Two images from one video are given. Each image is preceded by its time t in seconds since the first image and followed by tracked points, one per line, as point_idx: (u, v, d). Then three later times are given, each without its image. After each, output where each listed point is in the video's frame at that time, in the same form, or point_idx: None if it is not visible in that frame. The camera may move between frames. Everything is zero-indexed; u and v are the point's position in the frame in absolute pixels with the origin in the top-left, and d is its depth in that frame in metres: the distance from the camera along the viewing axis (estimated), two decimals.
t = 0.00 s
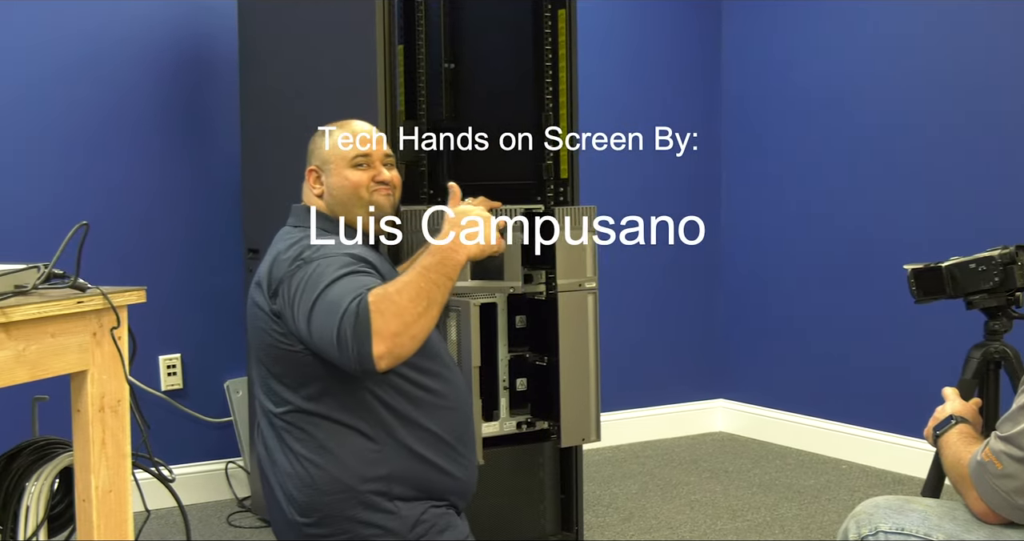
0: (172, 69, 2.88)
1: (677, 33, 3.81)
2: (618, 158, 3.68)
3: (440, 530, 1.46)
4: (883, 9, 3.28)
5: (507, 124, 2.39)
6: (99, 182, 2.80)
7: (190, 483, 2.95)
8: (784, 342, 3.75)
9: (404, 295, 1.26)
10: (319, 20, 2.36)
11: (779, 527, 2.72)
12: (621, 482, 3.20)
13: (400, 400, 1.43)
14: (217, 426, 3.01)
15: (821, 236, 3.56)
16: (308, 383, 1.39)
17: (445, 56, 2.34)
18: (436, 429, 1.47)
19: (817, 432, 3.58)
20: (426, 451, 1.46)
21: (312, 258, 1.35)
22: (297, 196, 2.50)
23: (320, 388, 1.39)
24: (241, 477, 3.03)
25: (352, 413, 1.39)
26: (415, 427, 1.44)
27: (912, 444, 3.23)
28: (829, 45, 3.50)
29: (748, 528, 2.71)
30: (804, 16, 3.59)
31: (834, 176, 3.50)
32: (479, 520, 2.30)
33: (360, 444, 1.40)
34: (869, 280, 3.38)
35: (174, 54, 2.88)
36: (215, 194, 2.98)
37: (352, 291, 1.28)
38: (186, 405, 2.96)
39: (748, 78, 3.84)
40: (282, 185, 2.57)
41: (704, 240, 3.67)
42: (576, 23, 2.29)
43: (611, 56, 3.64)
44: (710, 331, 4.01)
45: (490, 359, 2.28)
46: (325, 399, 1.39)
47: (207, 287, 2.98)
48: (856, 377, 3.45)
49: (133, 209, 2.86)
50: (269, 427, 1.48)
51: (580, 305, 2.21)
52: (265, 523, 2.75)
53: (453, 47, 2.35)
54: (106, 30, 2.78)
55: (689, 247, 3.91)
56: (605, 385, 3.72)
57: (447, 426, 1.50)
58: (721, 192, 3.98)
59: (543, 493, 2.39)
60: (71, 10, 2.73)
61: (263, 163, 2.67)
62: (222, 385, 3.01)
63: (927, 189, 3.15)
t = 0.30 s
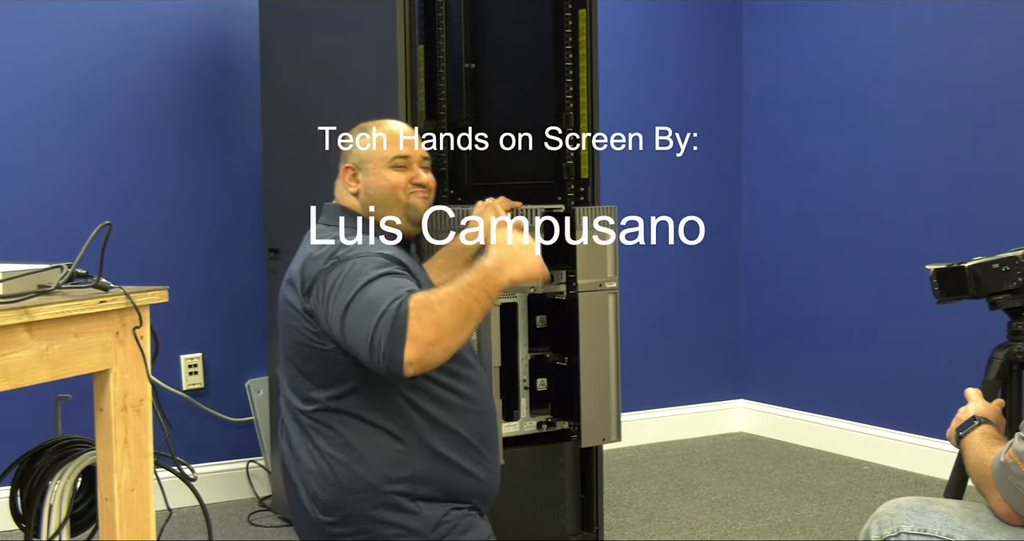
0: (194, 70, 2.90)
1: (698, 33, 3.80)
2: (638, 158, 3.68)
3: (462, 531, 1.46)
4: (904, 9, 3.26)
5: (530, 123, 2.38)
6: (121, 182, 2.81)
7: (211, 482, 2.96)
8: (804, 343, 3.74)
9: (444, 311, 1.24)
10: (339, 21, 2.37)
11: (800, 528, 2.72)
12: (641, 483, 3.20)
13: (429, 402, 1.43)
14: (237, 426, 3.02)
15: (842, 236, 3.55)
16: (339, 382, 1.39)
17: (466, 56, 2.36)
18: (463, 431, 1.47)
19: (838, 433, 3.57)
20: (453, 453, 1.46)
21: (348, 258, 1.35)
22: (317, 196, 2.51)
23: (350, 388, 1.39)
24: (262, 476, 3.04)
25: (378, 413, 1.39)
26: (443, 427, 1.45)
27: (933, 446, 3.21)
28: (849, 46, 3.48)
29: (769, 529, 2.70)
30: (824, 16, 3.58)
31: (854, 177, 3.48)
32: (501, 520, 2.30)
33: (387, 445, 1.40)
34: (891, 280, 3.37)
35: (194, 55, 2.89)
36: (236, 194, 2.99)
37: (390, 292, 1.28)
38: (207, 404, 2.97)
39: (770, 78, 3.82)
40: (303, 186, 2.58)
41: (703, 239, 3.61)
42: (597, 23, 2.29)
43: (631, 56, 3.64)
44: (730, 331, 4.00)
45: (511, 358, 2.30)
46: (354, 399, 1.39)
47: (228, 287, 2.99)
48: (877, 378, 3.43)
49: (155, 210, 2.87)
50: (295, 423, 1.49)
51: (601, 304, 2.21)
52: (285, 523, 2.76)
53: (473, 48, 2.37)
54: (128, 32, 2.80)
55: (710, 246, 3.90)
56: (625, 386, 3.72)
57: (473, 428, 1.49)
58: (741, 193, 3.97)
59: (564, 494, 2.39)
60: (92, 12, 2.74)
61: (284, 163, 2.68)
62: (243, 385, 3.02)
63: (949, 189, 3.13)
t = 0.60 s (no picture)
0: (217, 71, 2.91)
1: (719, 32, 3.79)
2: (658, 158, 3.68)
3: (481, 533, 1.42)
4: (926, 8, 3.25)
5: (547, 120, 2.40)
6: (144, 182, 2.83)
7: (232, 481, 2.97)
8: (825, 344, 3.73)
9: (452, 463, 1.25)
10: (360, 21, 2.38)
11: (821, 528, 2.71)
12: (662, 483, 3.20)
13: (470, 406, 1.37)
14: (259, 425, 3.03)
15: (864, 235, 3.54)
16: (392, 384, 1.30)
17: (487, 55, 2.41)
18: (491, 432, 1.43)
19: (859, 433, 3.55)
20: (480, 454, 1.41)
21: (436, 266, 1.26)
22: (339, 196, 2.52)
23: (405, 391, 1.31)
24: (283, 475, 3.05)
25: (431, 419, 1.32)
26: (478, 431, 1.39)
27: (955, 447, 3.20)
28: (870, 45, 3.47)
29: (790, 530, 2.70)
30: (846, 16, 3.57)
31: (876, 176, 3.47)
32: (521, 520, 2.31)
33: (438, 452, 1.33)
34: (912, 280, 3.35)
35: (218, 56, 2.91)
36: (258, 194, 3.00)
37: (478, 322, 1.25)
38: (228, 403, 2.98)
39: (791, 77, 3.82)
40: (324, 185, 2.59)
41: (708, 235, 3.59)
42: (619, 22, 2.23)
43: (652, 56, 3.64)
44: (751, 330, 3.99)
45: (531, 358, 2.28)
46: (407, 402, 1.31)
47: (249, 287, 3.00)
48: (899, 379, 3.42)
49: (177, 210, 2.88)
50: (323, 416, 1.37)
51: (621, 305, 2.21)
52: (306, 522, 2.76)
53: (494, 47, 2.43)
54: (151, 32, 2.81)
55: (731, 247, 3.89)
56: (645, 386, 3.72)
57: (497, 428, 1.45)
58: (762, 192, 3.96)
59: (584, 494, 2.39)
60: (115, 13, 2.76)
61: (305, 164, 2.70)
62: (264, 384, 3.03)
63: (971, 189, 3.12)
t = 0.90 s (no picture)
0: (244, 72, 2.92)
1: (746, 32, 3.78)
2: (684, 158, 3.67)
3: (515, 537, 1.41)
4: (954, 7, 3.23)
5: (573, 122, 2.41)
6: (171, 183, 2.84)
7: (259, 480, 2.98)
8: (853, 345, 3.71)
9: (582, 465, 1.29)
10: (386, 21, 2.38)
11: (849, 530, 2.70)
12: (688, 483, 3.19)
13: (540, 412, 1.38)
14: (286, 424, 3.05)
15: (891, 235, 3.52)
16: (501, 383, 1.28)
17: (512, 55, 2.45)
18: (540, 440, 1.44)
19: (887, 434, 3.53)
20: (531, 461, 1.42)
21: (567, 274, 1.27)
22: (365, 196, 2.52)
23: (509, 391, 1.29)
24: (309, 474, 3.06)
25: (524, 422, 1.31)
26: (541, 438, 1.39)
27: (984, 449, 3.17)
28: (897, 45, 3.46)
29: (817, 531, 2.69)
30: (873, 15, 3.55)
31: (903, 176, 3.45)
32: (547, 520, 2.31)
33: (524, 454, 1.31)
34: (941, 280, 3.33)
35: (245, 57, 2.92)
36: (284, 194, 3.01)
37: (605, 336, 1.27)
38: (255, 402, 2.99)
39: (818, 77, 3.80)
40: (349, 186, 2.60)
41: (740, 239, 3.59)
42: (642, 21, 2.21)
43: (677, 55, 3.63)
44: (777, 331, 3.97)
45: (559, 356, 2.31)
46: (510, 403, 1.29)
47: (276, 286, 3.01)
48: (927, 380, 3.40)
49: (205, 210, 2.89)
50: (399, 407, 1.32)
51: (648, 305, 2.21)
52: (332, 521, 2.77)
53: (519, 46, 2.46)
54: (178, 33, 2.82)
55: (758, 247, 3.88)
56: (671, 386, 3.71)
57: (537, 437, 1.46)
58: (788, 192, 3.95)
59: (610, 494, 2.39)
60: (143, 15, 2.78)
61: (331, 164, 2.70)
62: (291, 383, 3.04)
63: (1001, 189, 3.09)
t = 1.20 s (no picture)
0: (277, 74, 2.93)
1: (779, 32, 3.76)
2: (717, 158, 3.66)
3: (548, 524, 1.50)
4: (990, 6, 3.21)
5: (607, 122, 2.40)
6: (206, 184, 2.86)
7: (293, 478, 3.00)
8: (888, 345, 3.68)
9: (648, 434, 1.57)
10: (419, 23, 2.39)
11: (884, 532, 2.68)
12: (721, 484, 3.18)
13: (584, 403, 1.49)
14: (320, 423, 3.06)
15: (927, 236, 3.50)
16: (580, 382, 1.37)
17: (545, 55, 2.39)
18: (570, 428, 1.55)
19: (922, 435, 3.51)
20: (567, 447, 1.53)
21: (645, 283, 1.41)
22: (397, 196, 2.53)
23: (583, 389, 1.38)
24: (343, 473, 3.07)
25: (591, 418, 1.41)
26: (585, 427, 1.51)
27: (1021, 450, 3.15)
28: (932, 46, 3.43)
29: (852, 533, 2.67)
30: (907, 16, 3.53)
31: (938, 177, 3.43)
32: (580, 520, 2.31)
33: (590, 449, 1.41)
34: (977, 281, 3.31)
35: (278, 59, 2.93)
36: (317, 196, 3.02)
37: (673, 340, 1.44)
38: (289, 402, 3.00)
39: (852, 77, 3.78)
40: (383, 189, 2.60)
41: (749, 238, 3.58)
42: (678, 18, 2.25)
43: (710, 56, 3.62)
44: (812, 331, 3.95)
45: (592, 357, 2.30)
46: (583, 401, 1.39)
47: (309, 287, 3.02)
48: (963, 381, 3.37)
49: (239, 211, 2.91)
50: (473, 401, 1.38)
51: (682, 305, 2.21)
52: (366, 520, 2.78)
53: (553, 45, 2.41)
54: (213, 35, 2.84)
55: (791, 247, 3.86)
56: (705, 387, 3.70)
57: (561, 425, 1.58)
58: (822, 193, 3.92)
59: (643, 494, 2.39)
60: (178, 17, 2.80)
61: (364, 166, 2.71)
62: (325, 383, 3.05)
63: None
